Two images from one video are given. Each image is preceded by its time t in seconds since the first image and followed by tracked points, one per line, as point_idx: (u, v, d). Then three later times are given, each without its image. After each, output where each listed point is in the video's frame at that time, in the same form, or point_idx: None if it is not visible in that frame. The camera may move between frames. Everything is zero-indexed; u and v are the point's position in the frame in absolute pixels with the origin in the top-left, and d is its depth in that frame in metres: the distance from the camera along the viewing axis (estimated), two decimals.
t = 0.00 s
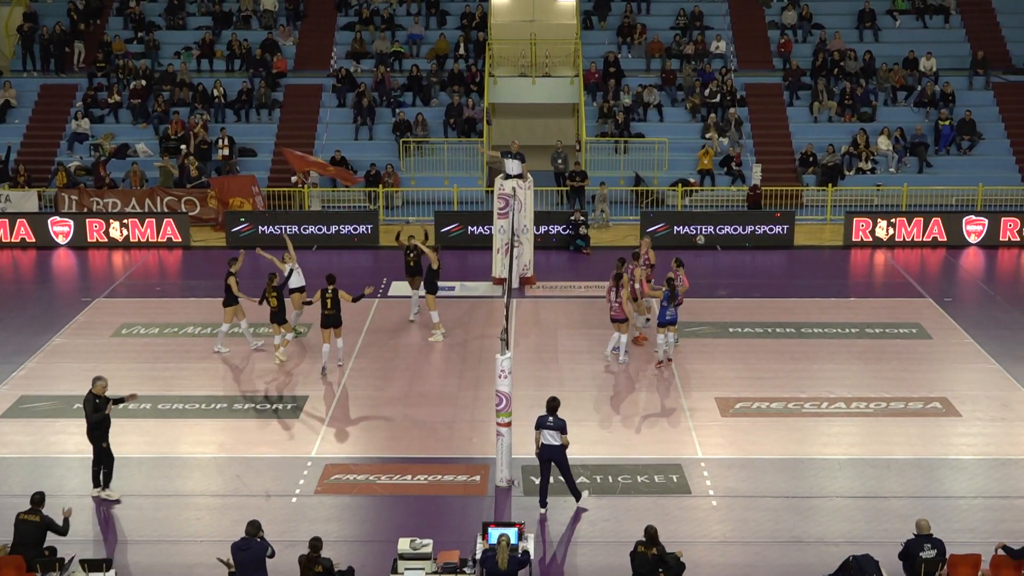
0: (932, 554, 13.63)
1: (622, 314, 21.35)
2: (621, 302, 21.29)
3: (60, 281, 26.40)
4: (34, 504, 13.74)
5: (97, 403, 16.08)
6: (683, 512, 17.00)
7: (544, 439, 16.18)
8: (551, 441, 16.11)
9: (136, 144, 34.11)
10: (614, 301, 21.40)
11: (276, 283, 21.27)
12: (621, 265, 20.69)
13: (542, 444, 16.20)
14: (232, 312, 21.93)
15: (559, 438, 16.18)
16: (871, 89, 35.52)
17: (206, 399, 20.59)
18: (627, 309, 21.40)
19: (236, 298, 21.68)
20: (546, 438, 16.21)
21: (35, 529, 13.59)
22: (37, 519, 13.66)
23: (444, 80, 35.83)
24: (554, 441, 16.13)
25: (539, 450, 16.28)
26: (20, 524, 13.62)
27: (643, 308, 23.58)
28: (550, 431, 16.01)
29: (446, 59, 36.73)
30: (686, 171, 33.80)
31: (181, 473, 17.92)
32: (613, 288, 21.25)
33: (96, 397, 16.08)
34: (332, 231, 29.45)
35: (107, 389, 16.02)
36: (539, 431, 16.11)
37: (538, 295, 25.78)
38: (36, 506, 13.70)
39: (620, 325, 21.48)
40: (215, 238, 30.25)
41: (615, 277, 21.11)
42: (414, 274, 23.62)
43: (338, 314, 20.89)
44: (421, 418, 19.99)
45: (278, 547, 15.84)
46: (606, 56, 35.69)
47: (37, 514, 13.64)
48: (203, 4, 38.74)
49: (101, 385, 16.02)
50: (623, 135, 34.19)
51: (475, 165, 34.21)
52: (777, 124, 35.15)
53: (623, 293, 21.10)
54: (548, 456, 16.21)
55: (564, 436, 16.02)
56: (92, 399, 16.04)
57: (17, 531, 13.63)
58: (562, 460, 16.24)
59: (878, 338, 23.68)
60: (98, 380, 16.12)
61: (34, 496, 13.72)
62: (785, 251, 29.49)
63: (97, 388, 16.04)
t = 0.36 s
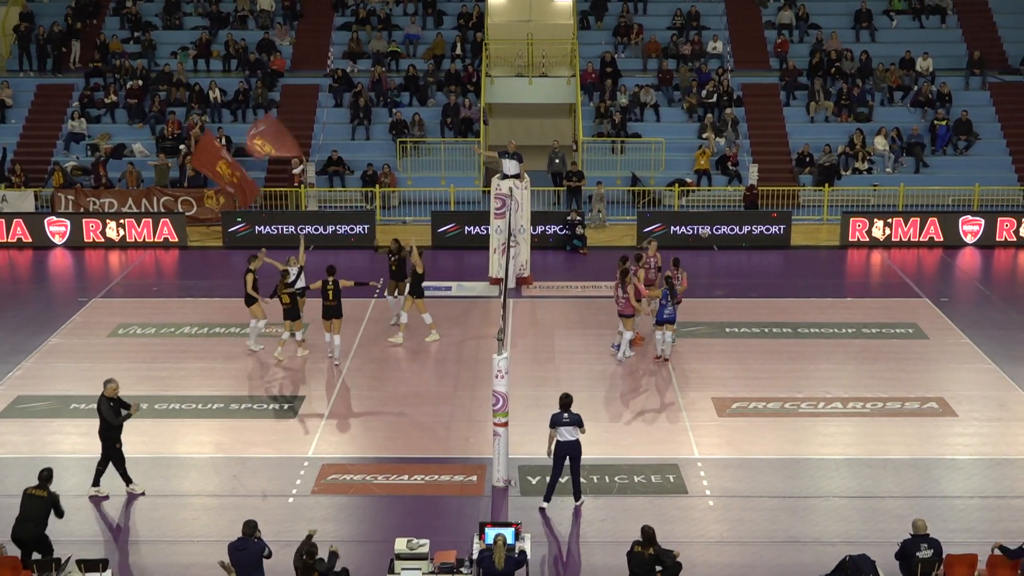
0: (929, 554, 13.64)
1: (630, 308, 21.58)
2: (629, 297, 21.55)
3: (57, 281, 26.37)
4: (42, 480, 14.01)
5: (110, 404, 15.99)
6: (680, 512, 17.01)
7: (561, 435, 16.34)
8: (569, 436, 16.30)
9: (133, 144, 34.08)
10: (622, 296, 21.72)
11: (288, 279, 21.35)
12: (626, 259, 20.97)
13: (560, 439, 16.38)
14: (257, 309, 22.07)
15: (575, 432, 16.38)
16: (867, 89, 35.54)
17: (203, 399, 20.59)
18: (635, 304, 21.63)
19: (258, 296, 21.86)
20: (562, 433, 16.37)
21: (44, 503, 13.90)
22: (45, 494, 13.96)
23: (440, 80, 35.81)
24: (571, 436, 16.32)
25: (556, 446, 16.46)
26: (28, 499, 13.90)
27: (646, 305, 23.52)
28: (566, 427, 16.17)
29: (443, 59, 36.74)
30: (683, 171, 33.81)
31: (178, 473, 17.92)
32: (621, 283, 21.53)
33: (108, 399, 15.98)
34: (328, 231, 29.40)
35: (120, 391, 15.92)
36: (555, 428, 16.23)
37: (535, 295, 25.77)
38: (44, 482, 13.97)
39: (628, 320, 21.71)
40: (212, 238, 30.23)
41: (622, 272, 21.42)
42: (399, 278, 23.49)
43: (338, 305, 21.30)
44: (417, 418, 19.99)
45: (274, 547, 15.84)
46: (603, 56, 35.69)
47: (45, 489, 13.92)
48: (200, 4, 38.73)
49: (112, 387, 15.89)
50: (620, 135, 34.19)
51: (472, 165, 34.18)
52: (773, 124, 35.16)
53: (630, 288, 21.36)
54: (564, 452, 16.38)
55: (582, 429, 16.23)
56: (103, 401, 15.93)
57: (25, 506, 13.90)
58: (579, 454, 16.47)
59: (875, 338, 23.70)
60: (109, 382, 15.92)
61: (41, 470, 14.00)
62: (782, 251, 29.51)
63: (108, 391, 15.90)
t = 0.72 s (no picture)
0: (926, 554, 13.64)
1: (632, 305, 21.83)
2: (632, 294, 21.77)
3: (55, 281, 26.36)
4: (44, 462, 14.32)
5: (117, 402, 15.97)
6: (678, 512, 17.01)
7: (567, 433, 16.36)
8: (575, 434, 16.32)
9: (131, 144, 34.06)
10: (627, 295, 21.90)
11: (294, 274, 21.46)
12: (625, 259, 21.20)
13: (566, 438, 16.38)
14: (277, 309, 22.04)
15: (583, 431, 16.41)
16: (865, 89, 35.55)
17: (201, 399, 20.58)
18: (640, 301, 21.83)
19: (277, 296, 21.84)
20: (568, 431, 16.38)
21: (50, 484, 14.30)
22: (49, 475, 14.32)
23: (438, 80, 35.80)
24: (578, 434, 16.34)
25: (562, 444, 16.46)
26: (34, 481, 14.25)
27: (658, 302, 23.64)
28: (573, 424, 16.17)
29: (440, 59, 36.75)
30: (681, 171, 33.81)
31: (175, 473, 17.92)
32: (625, 281, 21.78)
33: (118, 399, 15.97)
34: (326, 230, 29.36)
35: (130, 391, 15.89)
36: (562, 425, 16.22)
37: (533, 295, 25.77)
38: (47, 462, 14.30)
39: (630, 317, 21.95)
40: (210, 239, 30.19)
41: (625, 270, 21.66)
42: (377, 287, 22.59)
43: (338, 300, 21.49)
44: (415, 419, 19.98)
45: (271, 547, 15.84)
46: (601, 56, 35.68)
47: (49, 471, 14.27)
48: (197, 4, 38.74)
49: (122, 385, 15.83)
50: (618, 134, 34.19)
51: (470, 165, 34.15)
52: (771, 125, 35.17)
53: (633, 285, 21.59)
54: (570, 450, 16.42)
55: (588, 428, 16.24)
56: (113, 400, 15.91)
57: (32, 489, 14.28)
58: (584, 453, 16.50)
59: (872, 338, 23.71)
60: (119, 380, 15.86)
61: (41, 453, 14.25)
62: (780, 251, 29.51)
63: (118, 390, 15.86)
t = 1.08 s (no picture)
0: (925, 554, 13.64)
1: (642, 304, 21.71)
2: (641, 292, 21.70)
3: (54, 281, 26.34)
4: (52, 454, 14.25)
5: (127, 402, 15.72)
6: (677, 512, 17.02)
7: (566, 432, 16.37)
8: (574, 433, 16.35)
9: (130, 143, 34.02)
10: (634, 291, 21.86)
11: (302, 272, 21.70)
12: (641, 256, 21.07)
13: (566, 436, 16.39)
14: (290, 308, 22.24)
15: (582, 429, 16.43)
16: (864, 89, 35.55)
17: (200, 399, 20.58)
18: (647, 300, 21.77)
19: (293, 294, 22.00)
20: (568, 430, 16.41)
21: (59, 476, 14.30)
22: (57, 467, 14.30)
23: (437, 80, 35.78)
24: (577, 433, 16.37)
25: (562, 443, 16.48)
26: (43, 474, 14.24)
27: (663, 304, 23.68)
28: (573, 423, 16.21)
29: (439, 59, 36.73)
30: (680, 171, 33.81)
31: (175, 473, 17.93)
32: (634, 278, 21.73)
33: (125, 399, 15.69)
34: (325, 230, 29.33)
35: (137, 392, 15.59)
36: (562, 423, 16.26)
37: (532, 295, 25.75)
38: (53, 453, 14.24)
39: (638, 316, 21.82)
40: (209, 238, 30.18)
41: (635, 267, 21.57)
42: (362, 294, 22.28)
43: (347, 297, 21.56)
44: (415, 419, 19.98)
45: (271, 547, 15.84)
46: (600, 56, 35.67)
47: (57, 464, 14.23)
48: (196, 4, 38.75)
49: (127, 385, 15.52)
50: (617, 135, 34.18)
51: (469, 165, 34.15)
52: (770, 125, 35.16)
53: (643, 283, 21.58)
54: (569, 448, 16.44)
55: (587, 427, 16.26)
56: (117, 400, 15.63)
57: (42, 482, 14.29)
58: (582, 452, 16.50)
59: (872, 338, 23.71)
60: (124, 381, 15.52)
61: (48, 447, 14.19)
62: (779, 251, 29.49)
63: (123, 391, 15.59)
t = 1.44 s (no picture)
0: (925, 554, 13.64)
1: (647, 304, 21.68)
2: (646, 292, 21.60)
3: (53, 280, 26.33)
4: (67, 445, 14.29)
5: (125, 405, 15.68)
6: (677, 512, 17.04)
7: (560, 431, 16.48)
8: (568, 432, 16.47)
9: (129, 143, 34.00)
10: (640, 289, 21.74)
11: (313, 271, 21.78)
12: (649, 261, 20.83)
13: (560, 436, 16.51)
14: (301, 308, 22.27)
15: (576, 429, 16.55)
16: (864, 89, 35.56)
17: (200, 399, 20.59)
18: (651, 299, 21.70)
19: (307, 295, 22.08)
20: (562, 430, 16.55)
21: (75, 466, 14.35)
22: (72, 457, 14.33)
23: (437, 80, 35.78)
24: (571, 432, 16.47)
25: (556, 442, 16.62)
26: (60, 464, 14.28)
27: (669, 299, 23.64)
28: (567, 423, 16.34)
29: (439, 59, 36.72)
30: (679, 171, 33.80)
31: (175, 473, 17.94)
32: (639, 277, 21.55)
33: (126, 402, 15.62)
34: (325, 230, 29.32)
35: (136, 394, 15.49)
36: (556, 423, 16.39)
37: (532, 296, 25.73)
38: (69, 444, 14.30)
39: (641, 314, 21.82)
40: (209, 238, 30.18)
41: (642, 268, 21.36)
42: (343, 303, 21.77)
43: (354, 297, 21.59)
44: (416, 419, 19.99)
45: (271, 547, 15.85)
46: (600, 56, 35.68)
47: (72, 454, 14.27)
48: (197, 4, 38.76)
49: (128, 389, 15.48)
50: (617, 134, 34.17)
51: (469, 165, 34.15)
52: (770, 125, 35.16)
53: (649, 284, 21.46)
54: (564, 448, 16.56)
55: (581, 427, 16.36)
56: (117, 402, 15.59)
57: (58, 472, 14.33)
58: (577, 451, 16.62)
59: (871, 338, 23.71)
60: (125, 384, 15.55)
61: (64, 437, 14.23)
62: (779, 251, 29.48)
63: (125, 394, 15.56)
